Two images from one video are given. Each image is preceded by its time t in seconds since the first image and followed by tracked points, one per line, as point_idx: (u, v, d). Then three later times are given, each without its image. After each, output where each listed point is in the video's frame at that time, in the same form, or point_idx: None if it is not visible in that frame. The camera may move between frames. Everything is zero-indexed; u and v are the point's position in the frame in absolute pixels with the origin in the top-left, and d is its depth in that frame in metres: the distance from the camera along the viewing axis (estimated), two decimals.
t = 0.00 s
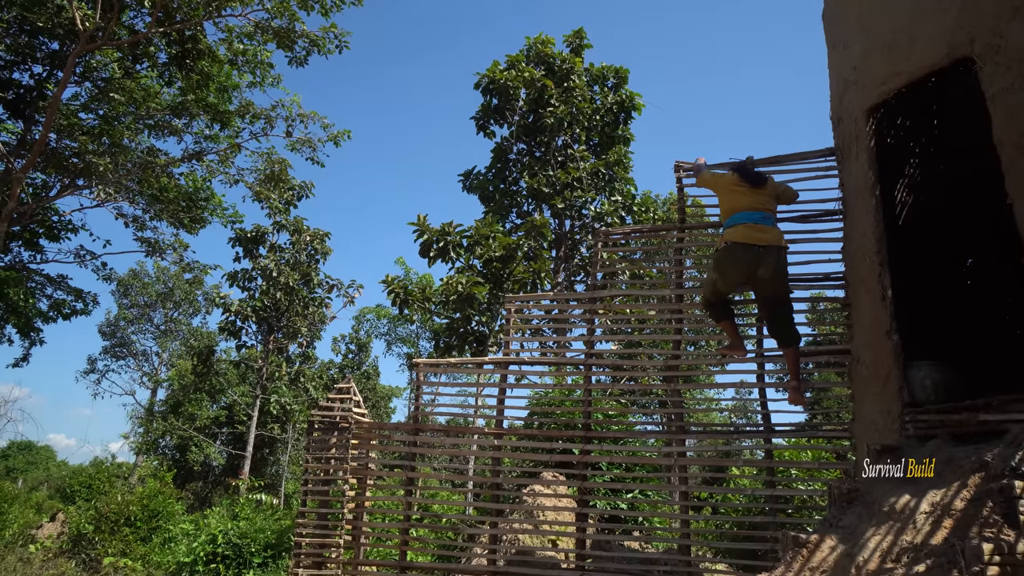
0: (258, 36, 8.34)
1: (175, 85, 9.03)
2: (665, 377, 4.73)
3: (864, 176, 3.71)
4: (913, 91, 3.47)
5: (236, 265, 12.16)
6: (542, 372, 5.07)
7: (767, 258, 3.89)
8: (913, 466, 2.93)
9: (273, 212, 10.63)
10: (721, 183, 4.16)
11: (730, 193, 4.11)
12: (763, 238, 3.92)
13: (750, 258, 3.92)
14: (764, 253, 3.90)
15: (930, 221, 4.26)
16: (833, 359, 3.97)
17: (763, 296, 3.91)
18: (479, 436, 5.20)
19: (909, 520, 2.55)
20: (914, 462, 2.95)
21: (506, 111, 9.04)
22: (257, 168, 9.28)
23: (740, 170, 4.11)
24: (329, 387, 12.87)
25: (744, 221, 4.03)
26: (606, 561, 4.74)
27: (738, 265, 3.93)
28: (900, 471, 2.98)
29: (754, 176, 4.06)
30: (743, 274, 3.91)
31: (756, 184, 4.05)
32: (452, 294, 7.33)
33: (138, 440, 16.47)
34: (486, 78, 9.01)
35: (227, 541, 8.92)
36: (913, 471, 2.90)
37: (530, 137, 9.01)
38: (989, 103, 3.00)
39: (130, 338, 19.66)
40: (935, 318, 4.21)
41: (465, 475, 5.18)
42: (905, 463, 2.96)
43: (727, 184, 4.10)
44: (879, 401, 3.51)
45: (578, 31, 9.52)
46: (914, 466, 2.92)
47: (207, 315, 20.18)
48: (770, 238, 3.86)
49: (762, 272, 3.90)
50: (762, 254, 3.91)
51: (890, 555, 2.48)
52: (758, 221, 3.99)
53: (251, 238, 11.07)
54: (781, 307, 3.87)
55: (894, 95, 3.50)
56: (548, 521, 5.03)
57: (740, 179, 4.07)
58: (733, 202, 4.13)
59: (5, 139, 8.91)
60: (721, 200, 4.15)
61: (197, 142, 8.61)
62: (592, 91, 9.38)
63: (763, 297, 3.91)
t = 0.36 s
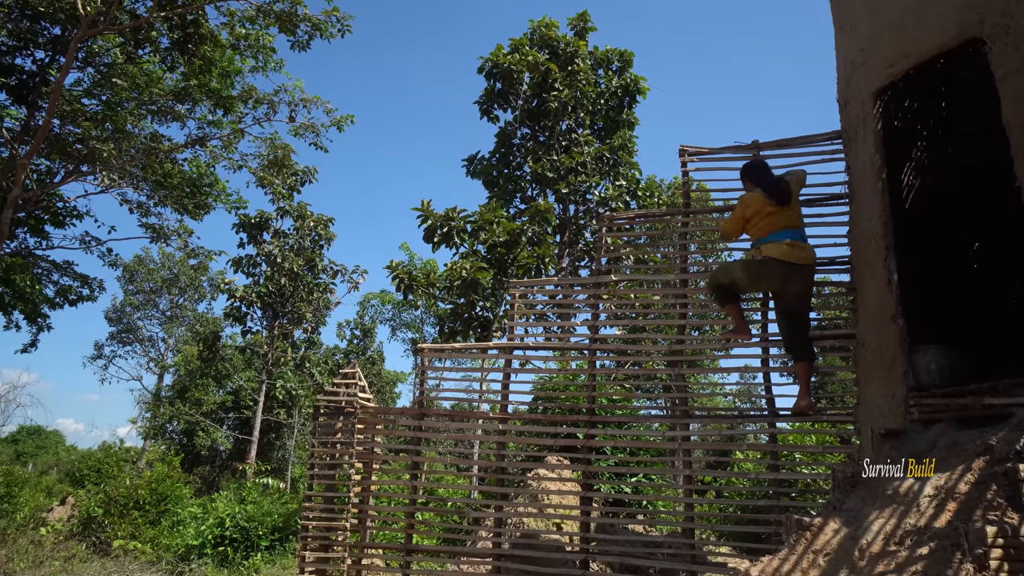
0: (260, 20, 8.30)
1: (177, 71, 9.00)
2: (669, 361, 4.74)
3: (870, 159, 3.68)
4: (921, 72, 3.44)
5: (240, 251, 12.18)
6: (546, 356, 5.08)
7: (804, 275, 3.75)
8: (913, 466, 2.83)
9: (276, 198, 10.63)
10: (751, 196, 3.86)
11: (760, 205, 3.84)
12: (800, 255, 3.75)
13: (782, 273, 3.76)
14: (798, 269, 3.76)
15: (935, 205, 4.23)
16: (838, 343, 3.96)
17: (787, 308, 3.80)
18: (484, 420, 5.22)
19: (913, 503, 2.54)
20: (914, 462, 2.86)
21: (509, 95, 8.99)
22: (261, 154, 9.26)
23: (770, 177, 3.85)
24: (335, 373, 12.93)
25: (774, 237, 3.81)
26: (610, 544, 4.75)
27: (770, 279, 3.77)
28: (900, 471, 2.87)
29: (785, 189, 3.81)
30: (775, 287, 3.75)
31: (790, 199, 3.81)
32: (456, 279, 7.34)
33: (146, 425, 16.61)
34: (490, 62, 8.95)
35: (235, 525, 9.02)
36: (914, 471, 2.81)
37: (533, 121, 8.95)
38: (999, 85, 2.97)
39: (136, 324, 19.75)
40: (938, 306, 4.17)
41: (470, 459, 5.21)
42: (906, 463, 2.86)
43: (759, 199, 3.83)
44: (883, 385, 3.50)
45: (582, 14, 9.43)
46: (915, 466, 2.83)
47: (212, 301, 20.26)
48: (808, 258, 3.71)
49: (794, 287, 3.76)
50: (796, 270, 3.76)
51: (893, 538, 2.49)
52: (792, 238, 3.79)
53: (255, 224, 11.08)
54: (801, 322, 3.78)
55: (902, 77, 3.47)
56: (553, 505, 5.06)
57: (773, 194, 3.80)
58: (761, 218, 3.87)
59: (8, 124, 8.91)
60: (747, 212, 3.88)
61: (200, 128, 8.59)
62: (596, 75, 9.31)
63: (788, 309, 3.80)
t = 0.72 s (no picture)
0: (263, 7, 8.26)
1: (180, 58, 8.96)
2: (673, 349, 4.73)
3: (878, 145, 3.65)
4: (929, 57, 3.40)
5: (245, 239, 12.21)
6: (550, 345, 5.08)
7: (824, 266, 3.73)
8: (914, 465, 2.70)
9: (280, 186, 10.62)
10: (778, 175, 3.84)
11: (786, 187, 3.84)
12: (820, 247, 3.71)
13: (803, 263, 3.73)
14: (819, 260, 3.73)
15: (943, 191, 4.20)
16: (843, 330, 3.94)
17: (803, 297, 3.80)
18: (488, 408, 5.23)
19: (917, 490, 2.55)
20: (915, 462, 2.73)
21: (513, 82, 8.95)
22: (264, 142, 9.24)
23: (800, 160, 3.83)
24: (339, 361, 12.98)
25: (796, 223, 3.79)
26: (614, 531, 4.81)
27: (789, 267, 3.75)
28: (900, 471, 2.73)
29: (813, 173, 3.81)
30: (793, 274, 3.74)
31: (815, 186, 3.79)
32: (460, 268, 7.34)
33: (152, 412, 16.73)
34: (493, 49, 8.90)
35: (242, 511, 9.09)
36: (914, 471, 2.67)
37: (537, 108, 8.91)
38: (1010, 69, 2.94)
39: (142, 312, 19.85)
40: (944, 293, 4.15)
41: (474, 446, 5.24)
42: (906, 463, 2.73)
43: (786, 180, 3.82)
44: (888, 372, 3.50)
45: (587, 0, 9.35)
46: (915, 465, 2.70)
47: (217, 289, 20.33)
48: (829, 250, 3.69)
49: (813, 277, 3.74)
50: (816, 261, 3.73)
51: (897, 523, 2.49)
52: (815, 226, 3.77)
53: (259, 212, 11.08)
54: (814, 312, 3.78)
55: (911, 62, 3.43)
56: (557, 492, 5.07)
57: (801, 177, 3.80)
58: (786, 201, 3.87)
59: (12, 113, 8.91)
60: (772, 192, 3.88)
61: (204, 116, 8.58)
62: (601, 61, 9.24)
63: (803, 299, 3.79)
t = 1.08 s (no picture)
0: None
1: (179, 39, 8.88)
2: (675, 331, 4.74)
3: (882, 126, 3.63)
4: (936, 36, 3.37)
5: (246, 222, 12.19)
6: (552, 327, 5.09)
7: (836, 262, 3.72)
8: (914, 465, 2.60)
9: (281, 168, 10.59)
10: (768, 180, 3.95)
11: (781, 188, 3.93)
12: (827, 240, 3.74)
13: (820, 262, 3.72)
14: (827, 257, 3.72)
15: (948, 173, 4.17)
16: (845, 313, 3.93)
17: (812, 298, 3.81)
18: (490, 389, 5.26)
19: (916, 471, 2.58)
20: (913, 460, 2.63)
21: (515, 63, 8.87)
22: (265, 123, 9.20)
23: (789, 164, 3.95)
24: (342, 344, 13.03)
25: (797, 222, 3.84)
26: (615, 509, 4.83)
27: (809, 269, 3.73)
28: (900, 471, 2.62)
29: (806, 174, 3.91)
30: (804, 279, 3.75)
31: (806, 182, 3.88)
32: (462, 250, 7.33)
33: (156, 394, 16.83)
34: (494, 29, 8.81)
35: (246, 491, 9.19)
36: (915, 471, 2.58)
37: (539, 89, 8.85)
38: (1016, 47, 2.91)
39: (144, 295, 19.89)
40: (947, 275, 4.14)
41: (476, 427, 5.27)
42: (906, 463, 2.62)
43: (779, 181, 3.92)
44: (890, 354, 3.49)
45: None
46: (916, 465, 2.60)
47: (220, 272, 20.36)
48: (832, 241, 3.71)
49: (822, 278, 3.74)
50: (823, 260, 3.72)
51: (896, 503, 2.50)
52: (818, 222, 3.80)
53: (261, 194, 11.06)
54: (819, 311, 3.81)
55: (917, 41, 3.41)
56: (558, 471, 5.09)
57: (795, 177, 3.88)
58: (780, 202, 3.95)
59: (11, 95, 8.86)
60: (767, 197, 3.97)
61: (203, 97, 8.53)
62: (603, 42, 9.15)
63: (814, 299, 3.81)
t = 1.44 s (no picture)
0: None
1: (177, 11, 8.76)
2: (677, 306, 4.74)
3: (889, 98, 3.57)
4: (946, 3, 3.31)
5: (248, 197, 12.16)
6: (554, 302, 5.09)
7: (790, 242, 3.79)
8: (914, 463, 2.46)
9: (282, 142, 10.53)
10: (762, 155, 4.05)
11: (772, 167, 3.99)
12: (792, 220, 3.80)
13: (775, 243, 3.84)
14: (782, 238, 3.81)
15: (955, 145, 4.12)
16: (848, 287, 3.89)
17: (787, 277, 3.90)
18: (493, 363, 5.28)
19: (916, 443, 2.58)
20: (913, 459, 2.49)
21: (516, 34, 8.76)
22: (265, 97, 9.12)
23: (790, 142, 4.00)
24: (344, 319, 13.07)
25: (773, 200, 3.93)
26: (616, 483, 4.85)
27: (767, 251, 3.85)
28: (900, 470, 2.49)
29: (803, 154, 3.94)
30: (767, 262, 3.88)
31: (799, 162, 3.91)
32: (464, 225, 7.31)
33: (161, 368, 16.95)
34: None
35: (252, 464, 9.28)
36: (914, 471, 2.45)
37: (541, 61, 8.75)
38: None
39: (147, 270, 19.93)
40: (951, 248, 4.12)
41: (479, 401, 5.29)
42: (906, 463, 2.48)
43: (770, 159, 3.99)
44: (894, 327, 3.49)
45: None
46: (915, 464, 2.46)
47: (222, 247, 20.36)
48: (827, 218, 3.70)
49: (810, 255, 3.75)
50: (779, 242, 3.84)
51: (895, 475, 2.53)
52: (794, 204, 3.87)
53: (262, 168, 11.01)
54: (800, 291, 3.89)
55: (926, 9, 3.35)
56: (560, 444, 5.12)
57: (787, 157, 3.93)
58: (768, 178, 4.01)
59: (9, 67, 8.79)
60: (757, 174, 4.03)
61: (203, 70, 8.46)
62: (607, 12, 9.01)
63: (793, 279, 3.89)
